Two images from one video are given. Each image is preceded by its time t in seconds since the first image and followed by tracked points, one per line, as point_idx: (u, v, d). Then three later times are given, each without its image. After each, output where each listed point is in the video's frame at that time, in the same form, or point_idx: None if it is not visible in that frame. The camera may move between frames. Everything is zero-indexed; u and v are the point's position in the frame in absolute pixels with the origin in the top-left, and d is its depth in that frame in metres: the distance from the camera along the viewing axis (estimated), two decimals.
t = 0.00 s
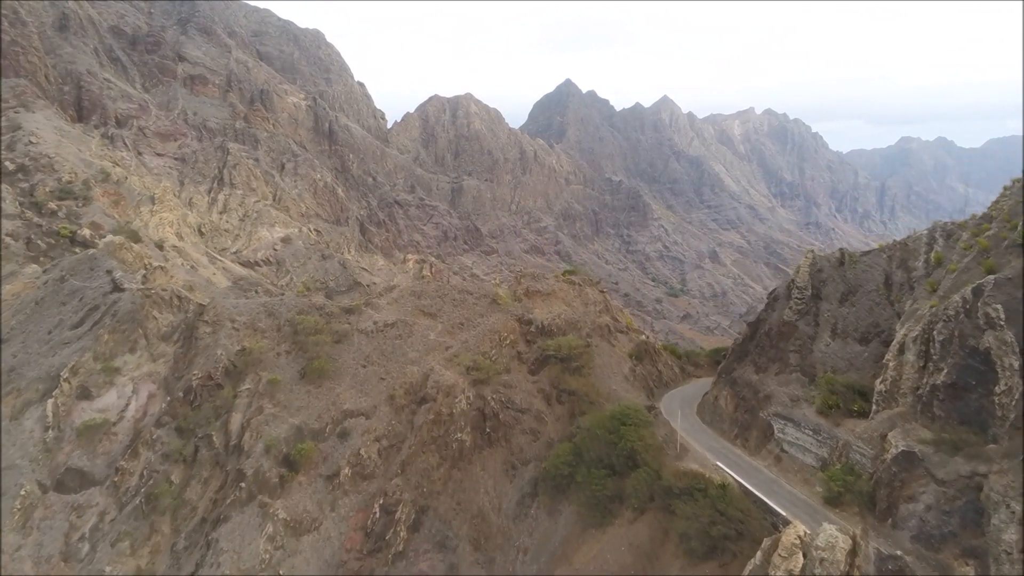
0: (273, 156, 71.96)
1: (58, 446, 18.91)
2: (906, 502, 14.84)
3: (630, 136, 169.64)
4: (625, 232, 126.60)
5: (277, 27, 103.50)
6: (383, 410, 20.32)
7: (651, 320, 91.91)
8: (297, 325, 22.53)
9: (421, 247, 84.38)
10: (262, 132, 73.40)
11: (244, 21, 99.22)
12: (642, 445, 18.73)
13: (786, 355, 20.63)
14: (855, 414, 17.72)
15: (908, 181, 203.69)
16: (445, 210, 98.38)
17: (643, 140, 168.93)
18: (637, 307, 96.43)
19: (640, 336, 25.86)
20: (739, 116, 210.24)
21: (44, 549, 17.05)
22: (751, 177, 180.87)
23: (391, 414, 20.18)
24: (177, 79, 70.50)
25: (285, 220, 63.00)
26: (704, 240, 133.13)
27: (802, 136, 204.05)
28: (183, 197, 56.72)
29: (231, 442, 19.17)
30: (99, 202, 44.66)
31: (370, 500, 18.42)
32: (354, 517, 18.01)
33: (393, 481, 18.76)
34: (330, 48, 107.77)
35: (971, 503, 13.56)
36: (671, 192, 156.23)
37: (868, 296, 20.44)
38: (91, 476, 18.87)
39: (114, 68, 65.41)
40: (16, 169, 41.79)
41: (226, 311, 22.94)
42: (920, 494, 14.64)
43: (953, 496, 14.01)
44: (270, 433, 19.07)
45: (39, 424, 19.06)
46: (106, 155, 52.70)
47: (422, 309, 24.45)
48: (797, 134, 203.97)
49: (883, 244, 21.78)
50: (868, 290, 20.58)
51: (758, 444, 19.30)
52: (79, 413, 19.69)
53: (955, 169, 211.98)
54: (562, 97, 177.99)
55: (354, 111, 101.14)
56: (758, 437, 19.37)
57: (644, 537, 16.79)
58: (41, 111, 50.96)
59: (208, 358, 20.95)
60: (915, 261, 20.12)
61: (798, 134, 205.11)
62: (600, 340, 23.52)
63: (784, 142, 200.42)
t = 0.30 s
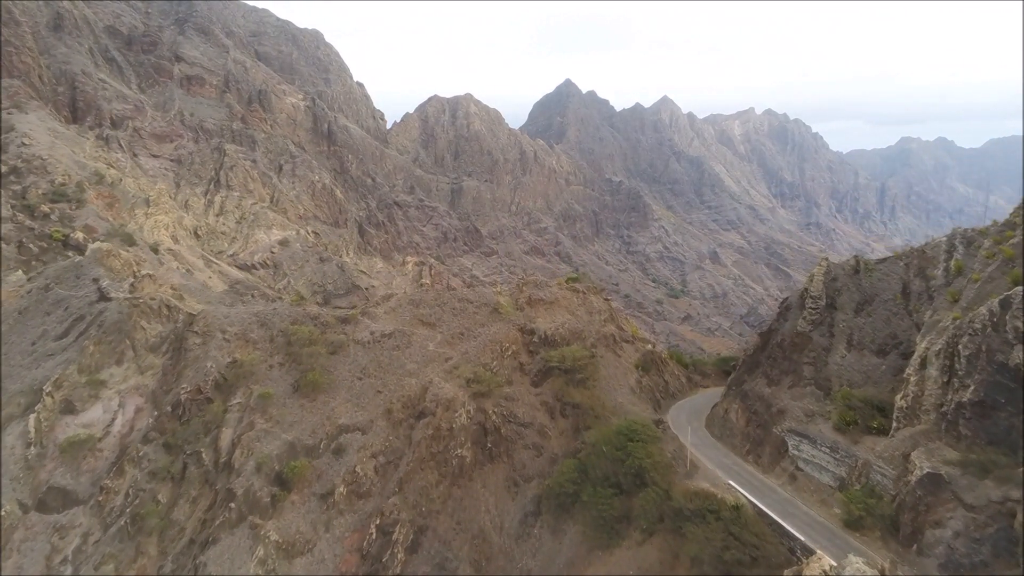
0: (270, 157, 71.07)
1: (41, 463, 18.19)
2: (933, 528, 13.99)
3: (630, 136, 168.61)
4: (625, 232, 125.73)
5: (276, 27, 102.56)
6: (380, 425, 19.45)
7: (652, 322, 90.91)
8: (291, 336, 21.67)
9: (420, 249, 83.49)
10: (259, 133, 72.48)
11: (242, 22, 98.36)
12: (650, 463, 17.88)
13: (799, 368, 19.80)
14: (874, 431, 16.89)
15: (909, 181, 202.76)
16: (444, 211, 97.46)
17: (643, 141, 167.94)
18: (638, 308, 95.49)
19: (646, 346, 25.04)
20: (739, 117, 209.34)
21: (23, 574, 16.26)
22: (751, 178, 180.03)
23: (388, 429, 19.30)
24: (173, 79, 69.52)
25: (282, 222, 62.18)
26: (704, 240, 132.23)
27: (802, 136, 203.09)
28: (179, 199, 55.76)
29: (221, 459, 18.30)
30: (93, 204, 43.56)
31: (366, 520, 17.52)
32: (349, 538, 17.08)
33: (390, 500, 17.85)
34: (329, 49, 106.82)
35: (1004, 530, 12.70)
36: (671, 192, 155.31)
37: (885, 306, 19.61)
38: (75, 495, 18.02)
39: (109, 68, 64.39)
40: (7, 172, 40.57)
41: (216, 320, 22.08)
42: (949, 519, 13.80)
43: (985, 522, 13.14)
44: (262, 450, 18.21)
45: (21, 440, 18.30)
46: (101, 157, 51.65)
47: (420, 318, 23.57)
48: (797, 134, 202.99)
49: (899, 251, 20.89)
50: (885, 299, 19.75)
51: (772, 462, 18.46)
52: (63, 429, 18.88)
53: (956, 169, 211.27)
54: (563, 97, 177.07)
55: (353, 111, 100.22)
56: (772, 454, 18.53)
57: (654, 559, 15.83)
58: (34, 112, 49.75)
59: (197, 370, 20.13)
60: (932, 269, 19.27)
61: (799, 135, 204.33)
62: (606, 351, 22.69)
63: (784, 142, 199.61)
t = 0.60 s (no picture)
0: (266, 158, 70.09)
1: (19, 481, 17.21)
2: (960, 553, 13.21)
3: (629, 137, 167.53)
4: (624, 233, 124.84)
5: (272, 27, 101.54)
6: (375, 440, 18.55)
7: (651, 323, 90.08)
8: (283, 346, 20.81)
9: (418, 250, 82.60)
10: (255, 133, 71.50)
11: (239, 21, 97.32)
12: (657, 480, 17.07)
13: (813, 379, 19.00)
14: (893, 447, 16.08)
15: (907, 182, 202.17)
16: (442, 212, 96.49)
17: (641, 142, 166.51)
18: (637, 309, 94.67)
19: (651, 354, 24.24)
20: (738, 117, 208.44)
21: None
22: (750, 178, 179.25)
23: (383, 444, 18.41)
24: (168, 80, 68.46)
25: (278, 224, 61.27)
26: (704, 241, 131.36)
27: (801, 136, 202.32)
28: (172, 201, 54.76)
29: (209, 477, 17.46)
30: (84, 206, 42.41)
31: (360, 539, 16.60)
32: (343, 559, 16.14)
33: (385, 520, 16.91)
34: (326, 49, 105.83)
35: None
36: (670, 193, 154.39)
37: (902, 314, 18.82)
38: (54, 514, 17.10)
39: (102, 68, 63.35)
40: None
41: (204, 329, 21.28)
42: (977, 545, 12.99)
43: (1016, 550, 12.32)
44: (251, 467, 17.38)
45: None
46: (93, 158, 50.53)
47: (418, 326, 22.65)
48: (796, 134, 202.17)
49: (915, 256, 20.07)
50: (901, 307, 18.96)
51: (785, 479, 17.66)
52: (43, 444, 17.94)
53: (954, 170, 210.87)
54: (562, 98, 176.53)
55: (351, 112, 99.25)
56: (785, 470, 17.71)
57: None
58: (25, 112, 48.55)
59: (184, 381, 19.32)
60: (950, 276, 18.43)
61: (797, 135, 203.65)
62: (610, 360, 21.86)
63: (783, 142, 198.85)
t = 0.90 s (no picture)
0: (261, 159, 69.13)
1: None
2: None
3: (627, 137, 166.67)
4: (622, 233, 123.91)
5: (268, 27, 100.49)
6: (370, 455, 17.66)
7: (649, 324, 89.31)
8: (273, 357, 19.96)
9: (415, 251, 81.74)
10: (250, 134, 70.54)
11: (234, 21, 96.25)
12: (665, 498, 16.29)
13: (826, 391, 18.25)
14: (913, 463, 15.31)
15: (905, 182, 201.73)
16: (439, 213, 95.54)
17: (638, 142, 165.54)
18: (635, 310, 93.89)
19: (655, 363, 23.48)
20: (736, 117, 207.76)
21: None
22: (748, 178, 178.59)
23: (378, 459, 17.52)
24: (161, 80, 67.43)
25: (273, 226, 60.31)
26: (702, 241, 130.56)
27: (799, 137, 201.73)
28: (165, 203, 53.77)
29: (195, 495, 16.58)
30: (75, 209, 41.29)
31: (355, 560, 15.49)
32: None
33: (380, 539, 15.93)
34: (322, 49, 104.81)
35: None
36: (667, 194, 153.44)
37: (919, 323, 18.06)
38: (31, 535, 16.02)
39: (94, 69, 62.31)
40: None
41: (192, 337, 20.49)
42: (1009, 572, 12.19)
43: None
44: (239, 485, 16.48)
45: None
46: (84, 159, 49.45)
47: (414, 335, 21.78)
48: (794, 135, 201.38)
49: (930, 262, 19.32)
50: (918, 316, 18.20)
51: (799, 496, 16.88)
52: (22, 461, 16.90)
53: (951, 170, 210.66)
54: (558, 99, 174.69)
55: (347, 112, 98.30)
56: (799, 487, 16.94)
57: None
58: (15, 112, 47.40)
59: (171, 393, 18.56)
60: (969, 283, 17.69)
61: (795, 135, 203.09)
62: (613, 370, 21.08)
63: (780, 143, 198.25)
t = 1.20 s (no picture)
0: (256, 160, 68.20)
1: None
2: None
3: (624, 137, 165.66)
4: (619, 234, 122.96)
5: (263, 27, 99.41)
6: (363, 471, 16.84)
7: (647, 325, 88.52)
8: (262, 368, 19.15)
9: (411, 253, 80.96)
10: (244, 135, 69.61)
11: (229, 21, 95.13)
12: (672, 517, 15.53)
13: (839, 403, 17.51)
14: (934, 481, 14.57)
15: (902, 182, 201.39)
16: (436, 214, 94.67)
17: (636, 142, 164.62)
18: (632, 312, 93.06)
19: (659, 372, 22.76)
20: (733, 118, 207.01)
21: None
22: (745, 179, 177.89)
23: (372, 476, 16.71)
24: (154, 80, 66.45)
25: (267, 228, 59.37)
26: (699, 242, 129.82)
27: (796, 137, 201.17)
28: (157, 205, 52.85)
29: (179, 514, 15.74)
30: (65, 211, 40.28)
31: None
32: None
33: (374, 560, 15.14)
34: (318, 49, 103.80)
35: None
36: (665, 194, 152.17)
37: (936, 332, 17.34)
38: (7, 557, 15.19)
39: (86, 68, 61.31)
40: None
41: (177, 348, 19.73)
42: None
43: None
44: (225, 504, 15.64)
45: None
46: (75, 160, 48.44)
47: (410, 344, 20.97)
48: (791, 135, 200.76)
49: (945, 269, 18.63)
50: (935, 324, 17.49)
51: (813, 513, 16.13)
52: None
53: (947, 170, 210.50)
54: (555, 99, 173.44)
55: (343, 113, 97.32)
56: (812, 505, 16.18)
57: None
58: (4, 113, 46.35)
59: (155, 406, 17.80)
60: (988, 290, 16.96)
61: (792, 136, 202.47)
62: (617, 381, 20.34)
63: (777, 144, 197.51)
